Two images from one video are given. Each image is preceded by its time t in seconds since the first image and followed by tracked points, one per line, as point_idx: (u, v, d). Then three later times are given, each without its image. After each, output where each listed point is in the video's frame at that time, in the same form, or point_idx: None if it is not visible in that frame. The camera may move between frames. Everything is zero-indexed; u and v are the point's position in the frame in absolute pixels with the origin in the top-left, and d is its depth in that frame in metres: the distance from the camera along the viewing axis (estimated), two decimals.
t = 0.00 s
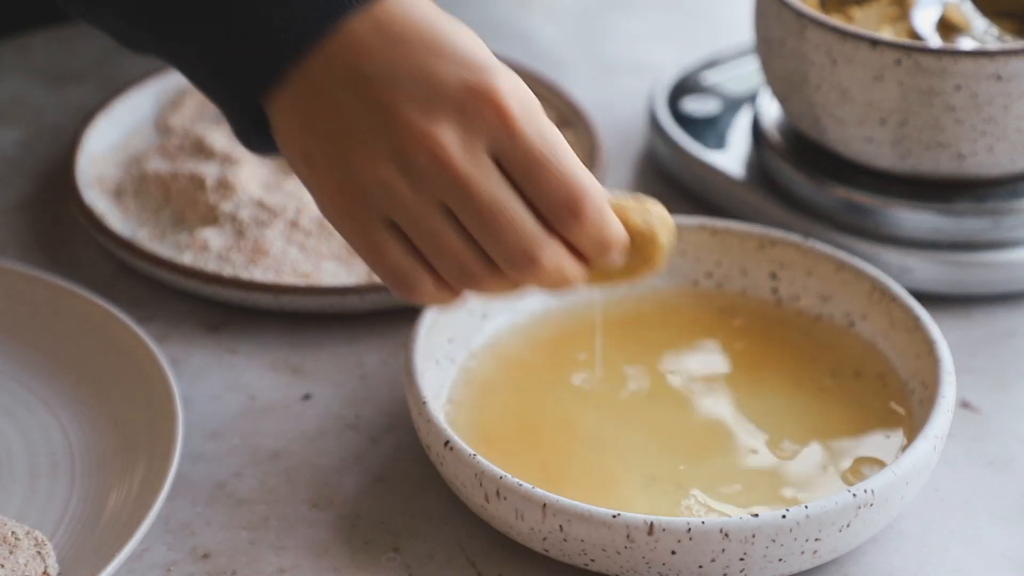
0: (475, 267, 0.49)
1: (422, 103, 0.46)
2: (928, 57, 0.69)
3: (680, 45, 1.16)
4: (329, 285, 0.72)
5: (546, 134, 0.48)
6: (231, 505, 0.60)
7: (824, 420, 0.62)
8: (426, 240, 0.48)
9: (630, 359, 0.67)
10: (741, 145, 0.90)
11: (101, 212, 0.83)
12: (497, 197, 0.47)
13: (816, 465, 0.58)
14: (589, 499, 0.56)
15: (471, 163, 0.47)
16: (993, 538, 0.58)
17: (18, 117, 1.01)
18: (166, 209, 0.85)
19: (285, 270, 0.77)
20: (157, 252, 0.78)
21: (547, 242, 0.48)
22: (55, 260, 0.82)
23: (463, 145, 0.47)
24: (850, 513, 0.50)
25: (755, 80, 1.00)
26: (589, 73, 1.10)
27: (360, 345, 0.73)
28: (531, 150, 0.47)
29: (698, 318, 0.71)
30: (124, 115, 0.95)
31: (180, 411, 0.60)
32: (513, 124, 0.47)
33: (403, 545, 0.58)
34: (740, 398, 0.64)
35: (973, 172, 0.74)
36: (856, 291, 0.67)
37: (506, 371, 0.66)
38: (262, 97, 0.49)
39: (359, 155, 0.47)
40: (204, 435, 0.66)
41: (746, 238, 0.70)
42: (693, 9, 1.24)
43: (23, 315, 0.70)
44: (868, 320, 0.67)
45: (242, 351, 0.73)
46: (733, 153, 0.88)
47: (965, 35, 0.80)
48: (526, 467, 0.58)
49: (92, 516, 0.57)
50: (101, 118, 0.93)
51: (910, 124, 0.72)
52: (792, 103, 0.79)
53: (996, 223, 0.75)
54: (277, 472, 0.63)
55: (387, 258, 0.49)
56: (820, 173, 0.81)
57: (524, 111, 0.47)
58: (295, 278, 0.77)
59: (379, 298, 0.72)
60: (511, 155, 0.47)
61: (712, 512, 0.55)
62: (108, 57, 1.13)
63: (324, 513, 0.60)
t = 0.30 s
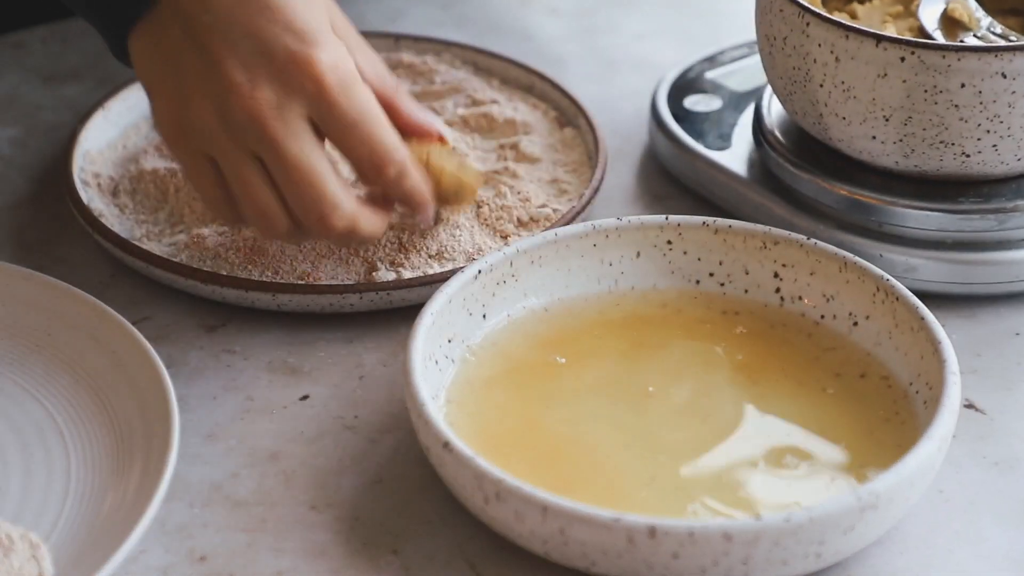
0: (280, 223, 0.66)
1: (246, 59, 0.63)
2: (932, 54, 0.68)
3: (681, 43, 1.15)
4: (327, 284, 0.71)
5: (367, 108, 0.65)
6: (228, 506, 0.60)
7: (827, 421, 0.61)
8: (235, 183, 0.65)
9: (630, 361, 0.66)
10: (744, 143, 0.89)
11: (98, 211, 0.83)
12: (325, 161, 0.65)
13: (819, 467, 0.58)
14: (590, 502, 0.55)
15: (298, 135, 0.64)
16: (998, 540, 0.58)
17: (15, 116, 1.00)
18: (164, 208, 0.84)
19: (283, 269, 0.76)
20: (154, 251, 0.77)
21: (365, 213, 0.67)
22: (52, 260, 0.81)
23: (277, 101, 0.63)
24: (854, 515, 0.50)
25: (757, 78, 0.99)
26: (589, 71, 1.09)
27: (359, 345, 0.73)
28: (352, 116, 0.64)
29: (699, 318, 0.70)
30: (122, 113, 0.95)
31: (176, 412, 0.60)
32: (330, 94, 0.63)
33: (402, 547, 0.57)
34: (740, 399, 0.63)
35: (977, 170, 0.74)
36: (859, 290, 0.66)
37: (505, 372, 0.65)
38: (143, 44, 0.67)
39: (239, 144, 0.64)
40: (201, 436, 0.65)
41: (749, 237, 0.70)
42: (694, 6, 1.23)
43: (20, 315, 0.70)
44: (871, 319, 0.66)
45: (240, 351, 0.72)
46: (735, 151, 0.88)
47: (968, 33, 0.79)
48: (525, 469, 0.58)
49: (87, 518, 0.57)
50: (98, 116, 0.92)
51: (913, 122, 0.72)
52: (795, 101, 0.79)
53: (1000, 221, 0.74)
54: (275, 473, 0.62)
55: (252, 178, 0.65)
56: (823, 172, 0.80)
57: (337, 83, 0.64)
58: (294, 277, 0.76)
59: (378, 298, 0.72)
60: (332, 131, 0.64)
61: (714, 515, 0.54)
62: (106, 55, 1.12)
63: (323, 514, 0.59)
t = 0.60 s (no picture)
0: (68, 82, 0.79)
1: None
2: (931, 54, 0.68)
3: (680, 44, 1.15)
4: (327, 284, 0.71)
5: None
6: (229, 506, 0.60)
7: (827, 420, 0.62)
8: (94, 51, 0.77)
9: (629, 360, 0.67)
10: (743, 144, 0.89)
11: (98, 211, 0.83)
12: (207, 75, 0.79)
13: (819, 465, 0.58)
14: (590, 500, 0.55)
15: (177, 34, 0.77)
16: (997, 539, 0.58)
17: (17, 116, 1.00)
18: (164, 208, 0.84)
19: (283, 269, 0.77)
20: (155, 251, 0.77)
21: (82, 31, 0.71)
22: (53, 260, 0.82)
23: None
24: (853, 515, 0.50)
25: (756, 79, 0.99)
26: (589, 72, 1.09)
27: (359, 345, 0.73)
28: None
29: (699, 317, 0.70)
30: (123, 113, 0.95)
31: (177, 412, 0.60)
32: None
33: (402, 546, 0.58)
34: (741, 398, 0.63)
35: (976, 171, 0.74)
36: (859, 290, 0.66)
37: (505, 372, 0.65)
38: None
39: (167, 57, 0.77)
40: (202, 436, 0.65)
41: (748, 237, 0.70)
42: (694, 7, 1.24)
43: (20, 315, 0.70)
44: (871, 319, 0.66)
45: (241, 351, 0.72)
46: (734, 151, 0.88)
47: (968, 34, 0.79)
48: (526, 468, 0.58)
49: (89, 517, 0.57)
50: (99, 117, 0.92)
51: (912, 122, 0.72)
52: (795, 102, 0.79)
53: (998, 221, 0.74)
54: (276, 473, 0.62)
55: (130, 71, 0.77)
56: (823, 172, 0.81)
57: None
58: (294, 277, 0.76)
59: (378, 298, 0.72)
60: None
61: (712, 514, 0.55)
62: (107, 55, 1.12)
63: (323, 514, 0.59)
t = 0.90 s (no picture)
0: None
1: None
2: (931, 54, 0.68)
3: (680, 44, 1.15)
4: (327, 284, 0.71)
5: None
6: (229, 506, 0.60)
7: (827, 420, 0.62)
8: None
9: (629, 362, 0.67)
10: (743, 144, 0.89)
11: (98, 211, 0.83)
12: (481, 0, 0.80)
13: (819, 464, 0.58)
14: (590, 500, 0.55)
15: None
16: (997, 539, 0.58)
17: (17, 117, 1.00)
18: (164, 208, 0.84)
19: (283, 269, 0.76)
20: (155, 251, 0.77)
21: None
22: (53, 260, 0.82)
23: None
24: (853, 515, 0.50)
25: (756, 79, 1.00)
26: (589, 72, 1.09)
27: (359, 345, 0.73)
28: None
29: (698, 318, 0.70)
30: (122, 113, 0.95)
31: (177, 412, 0.60)
32: None
33: (402, 546, 0.58)
34: (740, 399, 0.64)
35: (976, 171, 0.74)
36: (859, 290, 0.66)
37: (505, 372, 0.65)
38: None
39: None
40: (202, 436, 0.65)
41: (748, 237, 0.70)
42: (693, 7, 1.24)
43: (19, 315, 0.70)
44: (871, 319, 0.66)
45: (241, 351, 0.72)
46: (734, 152, 0.88)
47: (968, 34, 0.80)
48: (526, 469, 0.58)
49: (89, 517, 0.57)
50: (99, 117, 0.92)
51: (912, 122, 0.72)
52: (795, 102, 0.79)
53: (998, 221, 0.74)
54: (276, 473, 0.62)
55: None
56: (823, 172, 0.81)
57: None
58: (294, 277, 0.76)
59: (378, 298, 0.72)
60: None
61: (712, 514, 0.55)
62: (106, 56, 1.12)
63: (323, 514, 0.59)
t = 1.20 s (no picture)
0: None
1: None
2: (931, 54, 0.68)
3: (680, 44, 1.15)
4: (327, 284, 0.71)
5: None
6: (229, 506, 0.60)
7: (827, 420, 0.62)
8: None
9: (629, 361, 0.67)
10: (743, 144, 0.89)
11: (98, 211, 0.83)
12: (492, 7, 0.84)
13: (819, 464, 0.58)
14: (589, 500, 0.55)
15: None
16: (997, 539, 0.58)
17: (17, 117, 1.00)
18: (164, 207, 0.84)
19: (283, 269, 0.76)
20: (155, 251, 0.77)
21: None
22: (53, 261, 0.82)
23: None
24: (853, 515, 0.50)
25: (756, 79, 1.00)
26: (589, 72, 1.09)
27: (359, 345, 0.73)
28: None
29: (698, 318, 0.70)
30: (122, 113, 0.95)
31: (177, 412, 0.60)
32: None
33: (402, 547, 0.58)
34: (740, 398, 0.64)
35: (976, 171, 0.74)
36: (859, 289, 0.67)
37: (505, 373, 0.65)
38: None
39: None
40: (202, 436, 0.65)
41: (748, 237, 0.70)
42: (693, 7, 1.24)
43: (20, 314, 0.70)
44: (871, 319, 0.66)
45: (241, 351, 0.72)
46: (734, 152, 0.88)
47: (967, 34, 0.80)
48: (526, 468, 0.58)
49: (89, 517, 0.57)
50: (99, 117, 0.92)
51: (912, 122, 0.72)
52: (795, 102, 0.79)
53: (998, 221, 0.74)
54: (276, 473, 0.62)
55: None
56: (823, 172, 0.81)
57: None
58: (294, 277, 0.76)
59: (378, 298, 0.72)
60: None
61: (712, 514, 0.55)
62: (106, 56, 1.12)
63: (323, 514, 0.59)
